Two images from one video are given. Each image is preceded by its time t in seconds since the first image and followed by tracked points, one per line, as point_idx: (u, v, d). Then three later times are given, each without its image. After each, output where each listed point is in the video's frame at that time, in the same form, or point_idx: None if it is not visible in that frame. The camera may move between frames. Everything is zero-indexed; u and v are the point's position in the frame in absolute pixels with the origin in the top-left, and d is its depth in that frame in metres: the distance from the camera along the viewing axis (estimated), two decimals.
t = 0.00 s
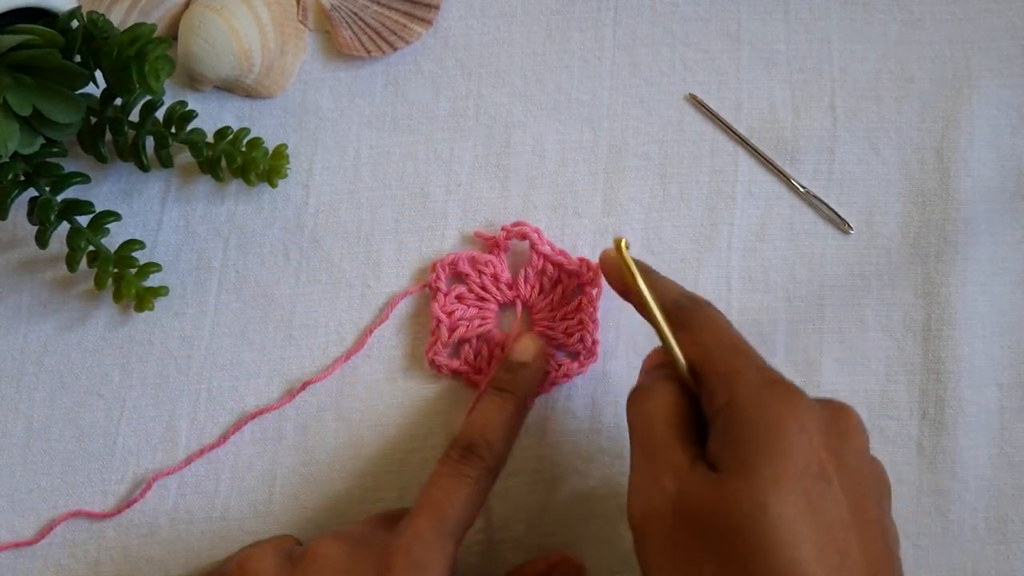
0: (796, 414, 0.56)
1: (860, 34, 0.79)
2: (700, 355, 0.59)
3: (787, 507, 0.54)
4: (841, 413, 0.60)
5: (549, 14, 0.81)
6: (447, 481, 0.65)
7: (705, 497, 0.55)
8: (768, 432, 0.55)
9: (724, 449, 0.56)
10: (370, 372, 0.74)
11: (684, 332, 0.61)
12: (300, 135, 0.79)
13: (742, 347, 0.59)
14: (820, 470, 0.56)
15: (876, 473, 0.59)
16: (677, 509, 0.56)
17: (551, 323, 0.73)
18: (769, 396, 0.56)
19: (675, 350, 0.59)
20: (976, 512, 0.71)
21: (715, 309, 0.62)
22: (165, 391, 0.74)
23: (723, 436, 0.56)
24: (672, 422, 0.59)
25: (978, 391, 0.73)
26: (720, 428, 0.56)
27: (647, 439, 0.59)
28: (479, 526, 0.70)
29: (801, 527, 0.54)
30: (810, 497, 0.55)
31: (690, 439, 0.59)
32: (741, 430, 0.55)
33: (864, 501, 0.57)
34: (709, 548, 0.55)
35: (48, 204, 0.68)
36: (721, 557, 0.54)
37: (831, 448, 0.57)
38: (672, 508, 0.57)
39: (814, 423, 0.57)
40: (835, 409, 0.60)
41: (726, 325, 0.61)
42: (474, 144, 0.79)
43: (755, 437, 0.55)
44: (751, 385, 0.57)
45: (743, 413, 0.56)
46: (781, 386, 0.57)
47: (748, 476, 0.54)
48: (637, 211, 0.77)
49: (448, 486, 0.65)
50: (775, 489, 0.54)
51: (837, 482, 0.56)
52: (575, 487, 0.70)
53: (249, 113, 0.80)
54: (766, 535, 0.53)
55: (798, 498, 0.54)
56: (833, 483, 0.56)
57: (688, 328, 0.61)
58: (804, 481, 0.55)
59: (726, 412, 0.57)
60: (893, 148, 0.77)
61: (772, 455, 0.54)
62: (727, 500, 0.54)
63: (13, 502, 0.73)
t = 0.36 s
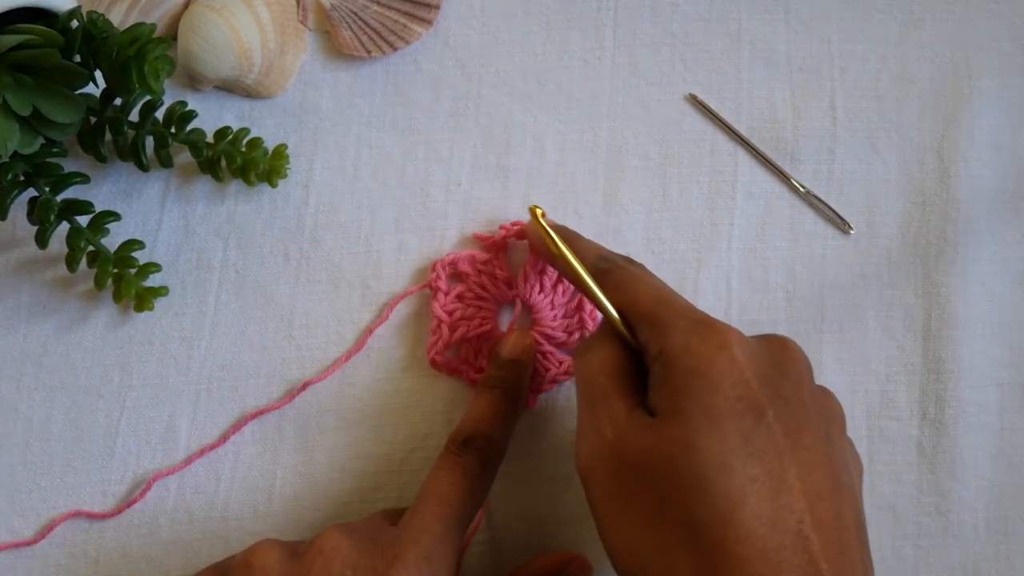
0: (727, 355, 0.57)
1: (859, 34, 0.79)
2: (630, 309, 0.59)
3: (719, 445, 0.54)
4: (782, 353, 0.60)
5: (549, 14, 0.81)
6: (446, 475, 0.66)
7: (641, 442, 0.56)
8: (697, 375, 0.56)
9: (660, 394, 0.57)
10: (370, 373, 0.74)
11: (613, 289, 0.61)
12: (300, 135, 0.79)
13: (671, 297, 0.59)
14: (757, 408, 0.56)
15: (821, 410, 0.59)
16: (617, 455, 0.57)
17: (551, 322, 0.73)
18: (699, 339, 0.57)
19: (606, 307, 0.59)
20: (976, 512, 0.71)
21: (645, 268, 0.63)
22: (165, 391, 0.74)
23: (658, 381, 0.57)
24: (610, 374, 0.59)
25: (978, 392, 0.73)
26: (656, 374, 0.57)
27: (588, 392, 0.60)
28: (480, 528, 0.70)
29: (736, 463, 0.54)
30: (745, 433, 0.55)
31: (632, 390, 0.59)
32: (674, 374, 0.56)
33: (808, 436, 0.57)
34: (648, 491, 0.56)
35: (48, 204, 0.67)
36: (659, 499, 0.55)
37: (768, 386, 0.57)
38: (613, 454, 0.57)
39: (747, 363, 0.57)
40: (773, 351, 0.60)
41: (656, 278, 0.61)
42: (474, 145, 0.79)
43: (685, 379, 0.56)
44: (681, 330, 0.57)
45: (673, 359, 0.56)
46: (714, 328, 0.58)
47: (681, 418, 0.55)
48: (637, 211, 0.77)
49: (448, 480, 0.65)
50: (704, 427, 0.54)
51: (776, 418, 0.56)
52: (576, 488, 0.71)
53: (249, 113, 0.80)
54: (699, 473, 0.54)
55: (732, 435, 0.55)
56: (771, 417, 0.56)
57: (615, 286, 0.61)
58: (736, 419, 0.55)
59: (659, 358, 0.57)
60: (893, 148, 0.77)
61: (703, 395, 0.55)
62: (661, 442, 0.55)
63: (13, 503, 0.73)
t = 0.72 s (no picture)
0: (784, 394, 0.58)
1: (859, 34, 0.79)
2: (686, 344, 0.61)
3: (776, 482, 0.55)
4: (838, 392, 0.61)
5: (549, 13, 0.81)
6: (446, 477, 0.66)
7: (698, 475, 0.57)
8: (756, 411, 0.57)
9: (718, 430, 0.58)
10: (371, 373, 0.74)
11: (670, 325, 0.63)
12: (300, 135, 0.79)
13: (728, 335, 0.61)
14: (815, 447, 0.57)
15: (881, 454, 0.60)
16: (674, 488, 0.58)
17: (551, 322, 0.73)
18: (757, 376, 0.58)
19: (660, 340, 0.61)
20: (976, 512, 0.71)
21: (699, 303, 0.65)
22: (165, 391, 0.74)
23: (715, 417, 0.58)
24: (665, 408, 0.61)
25: (978, 392, 0.73)
26: (713, 410, 0.58)
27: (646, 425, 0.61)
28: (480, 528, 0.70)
29: (793, 500, 0.55)
30: (803, 471, 0.56)
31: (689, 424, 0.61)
32: (732, 410, 0.57)
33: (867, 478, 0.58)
34: (703, 524, 0.57)
35: (48, 204, 0.67)
36: (714, 532, 0.56)
37: (826, 425, 0.58)
38: (668, 487, 0.58)
39: (804, 402, 0.58)
40: (829, 390, 0.61)
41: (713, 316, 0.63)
42: (474, 145, 0.79)
43: (744, 415, 0.57)
44: (740, 368, 0.59)
45: (731, 395, 0.58)
46: (770, 366, 0.59)
47: (739, 453, 0.56)
48: (637, 211, 0.77)
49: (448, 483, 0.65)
50: (762, 463, 0.55)
51: (833, 456, 0.57)
52: (576, 488, 0.71)
53: (250, 113, 0.80)
54: (757, 508, 0.55)
55: (790, 473, 0.55)
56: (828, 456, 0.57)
57: (670, 321, 0.63)
58: (794, 457, 0.56)
59: (716, 394, 0.59)
60: (893, 149, 0.77)
61: (761, 432, 0.56)
62: (719, 478, 0.56)
63: (13, 503, 0.73)
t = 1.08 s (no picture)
0: (730, 363, 0.57)
1: (859, 34, 0.79)
2: (634, 317, 0.61)
3: (721, 450, 0.55)
4: (785, 362, 0.60)
5: (549, 13, 0.81)
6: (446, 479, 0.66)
7: (643, 447, 0.57)
8: (699, 382, 0.56)
9: (663, 401, 0.57)
10: (370, 373, 0.74)
11: (618, 299, 0.62)
12: (300, 135, 0.79)
13: (676, 306, 0.60)
14: (759, 416, 0.57)
15: (827, 424, 0.60)
16: (620, 460, 0.58)
17: (550, 322, 0.73)
18: (702, 347, 0.57)
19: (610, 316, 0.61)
20: (976, 512, 0.71)
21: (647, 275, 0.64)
22: (165, 391, 0.74)
23: (661, 388, 0.58)
24: (614, 380, 0.60)
25: (978, 392, 0.73)
26: (658, 382, 0.58)
27: (593, 398, 0.60)
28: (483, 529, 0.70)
29: (737, 469, 0.55)
30: (747, 441, 0.56)
31: (638, 395, 0.60)
32: (676, 381, 0.57)
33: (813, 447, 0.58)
34: (650, 495, 0.56)
35: (48, 204, 0.67)
36: (660, 504, 0.56)
37: (772, 395, 0.58)
38: (615, 460, 0.58)
39: (749, 372, 0.58)
40: (776, 360, 0.61)
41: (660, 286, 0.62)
42: (474, 145, 0.79)
43: (689, 385, 0.56)
44: (685, 338, 0.58)
45: (676, 365, 0.57)
46: (715, 336, 0.58)
47: (683, 423, 0.56)
48: (637, 211, 0.77)
49: (447, 482, 0.66)
50: (705, 432, 0.55)
51: (778, 426, 0.57)
52: (576, 488, 0.71)
53: (249, 113, 0.80)
54: (701, 478, 0.54)
55: (734, 442, 0.55)
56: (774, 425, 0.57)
57: (618, 295, 0.62)
58: (738, 427, 0.56)
59: (662, 365, 0.58)
60: (893, 149, 0.77)
61: (704, 402, 0.56)
62: (663, 448, 0.56)
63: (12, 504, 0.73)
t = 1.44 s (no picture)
0: (800, 374, 0.58)
1: (859, 34, 0.79)
2: (706, 309, 0.61)
3: (798, 459, 0.55)
4: (845, 379, 0.60)
5: (549, 13, 0.81)
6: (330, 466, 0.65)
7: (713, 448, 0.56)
8: (777, 389, 0.57)
9: (734, 405, 0.57)
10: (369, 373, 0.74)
11: (691, 289, 0.62)
12: (300, 135, 0.79)
13: (743, 305, 0.61)
14: (825, 429, 0.57)
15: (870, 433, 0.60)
16: (680, 461, 0.57)
17: (551, 321, 0.73)
18: (782, 355, 0.58)
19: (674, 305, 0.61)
20: (976, 512, 0.71)
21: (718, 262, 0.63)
22: (165, 391, 0.74)
23: (729, 394, 0.58)
24: (673, 378, 0.59)
25: (978, 392, 0.73)
26: (726, 383, 0.58)
27: (645, 399, 0.59)
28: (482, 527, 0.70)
29: (796, 480, 0.54)
30: (814, 451, 0.56)
31: (693, 397, 0.59)
32: (750, 386, 0.57)
33: (856, 454, 0.58)
34: (711, 498, 0.55)
35: (48, 204, 0.67)
36: (716, 509, 0.55)
37: (836, 409, 0.58)
38: (676, 461, 0.57)
39: (823, 388, 0.58)
40: (846, 377, 0.61)
41: (732, 279, 0.62)
42: (474, 145, 0.79)
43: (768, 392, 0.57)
44: (761, 343, 0.59)
45: (750, 369, 0.58)
46: (791, 344, 0.59)
47: (762, 430, 0.56)
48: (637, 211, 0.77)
49: (373, 458, 0.65)
50: (782, 439, 0.55)
51: (840, 441, 0.57)
52: (576, 487, 0.70)
53: (249, 113, 0.80)
54: (767, 485, 0.54)
55: (795, 448, 0.55)
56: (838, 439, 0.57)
57: (693, 283, 0.62)
58: (806, 436, 0.56)
59: (733, 367, 0.58)
60: (893, 148, 0.77)
61: (784, 409, 0.56)
62: (738, 452, 0.55)
63: (11, 504, 0.72)
